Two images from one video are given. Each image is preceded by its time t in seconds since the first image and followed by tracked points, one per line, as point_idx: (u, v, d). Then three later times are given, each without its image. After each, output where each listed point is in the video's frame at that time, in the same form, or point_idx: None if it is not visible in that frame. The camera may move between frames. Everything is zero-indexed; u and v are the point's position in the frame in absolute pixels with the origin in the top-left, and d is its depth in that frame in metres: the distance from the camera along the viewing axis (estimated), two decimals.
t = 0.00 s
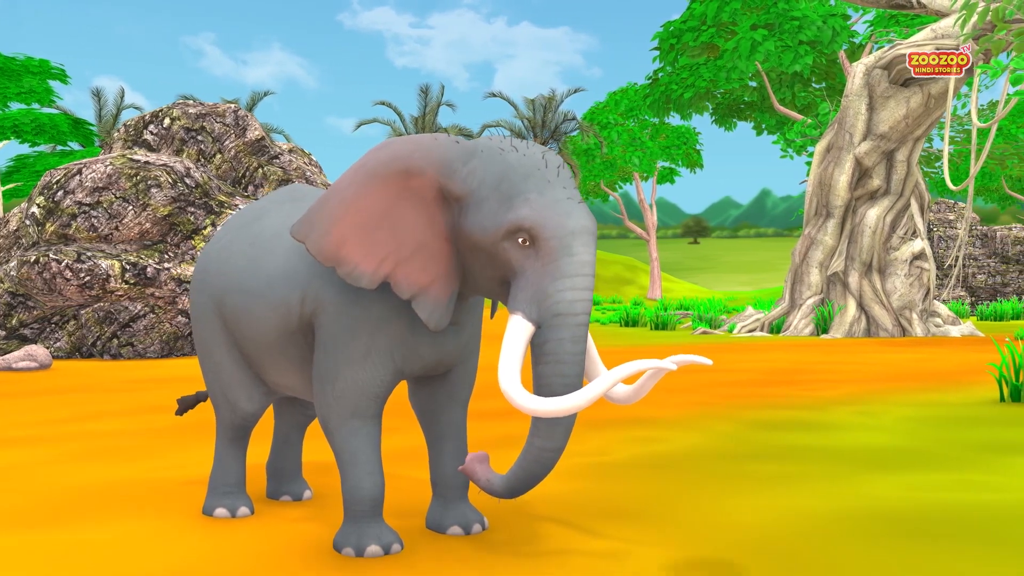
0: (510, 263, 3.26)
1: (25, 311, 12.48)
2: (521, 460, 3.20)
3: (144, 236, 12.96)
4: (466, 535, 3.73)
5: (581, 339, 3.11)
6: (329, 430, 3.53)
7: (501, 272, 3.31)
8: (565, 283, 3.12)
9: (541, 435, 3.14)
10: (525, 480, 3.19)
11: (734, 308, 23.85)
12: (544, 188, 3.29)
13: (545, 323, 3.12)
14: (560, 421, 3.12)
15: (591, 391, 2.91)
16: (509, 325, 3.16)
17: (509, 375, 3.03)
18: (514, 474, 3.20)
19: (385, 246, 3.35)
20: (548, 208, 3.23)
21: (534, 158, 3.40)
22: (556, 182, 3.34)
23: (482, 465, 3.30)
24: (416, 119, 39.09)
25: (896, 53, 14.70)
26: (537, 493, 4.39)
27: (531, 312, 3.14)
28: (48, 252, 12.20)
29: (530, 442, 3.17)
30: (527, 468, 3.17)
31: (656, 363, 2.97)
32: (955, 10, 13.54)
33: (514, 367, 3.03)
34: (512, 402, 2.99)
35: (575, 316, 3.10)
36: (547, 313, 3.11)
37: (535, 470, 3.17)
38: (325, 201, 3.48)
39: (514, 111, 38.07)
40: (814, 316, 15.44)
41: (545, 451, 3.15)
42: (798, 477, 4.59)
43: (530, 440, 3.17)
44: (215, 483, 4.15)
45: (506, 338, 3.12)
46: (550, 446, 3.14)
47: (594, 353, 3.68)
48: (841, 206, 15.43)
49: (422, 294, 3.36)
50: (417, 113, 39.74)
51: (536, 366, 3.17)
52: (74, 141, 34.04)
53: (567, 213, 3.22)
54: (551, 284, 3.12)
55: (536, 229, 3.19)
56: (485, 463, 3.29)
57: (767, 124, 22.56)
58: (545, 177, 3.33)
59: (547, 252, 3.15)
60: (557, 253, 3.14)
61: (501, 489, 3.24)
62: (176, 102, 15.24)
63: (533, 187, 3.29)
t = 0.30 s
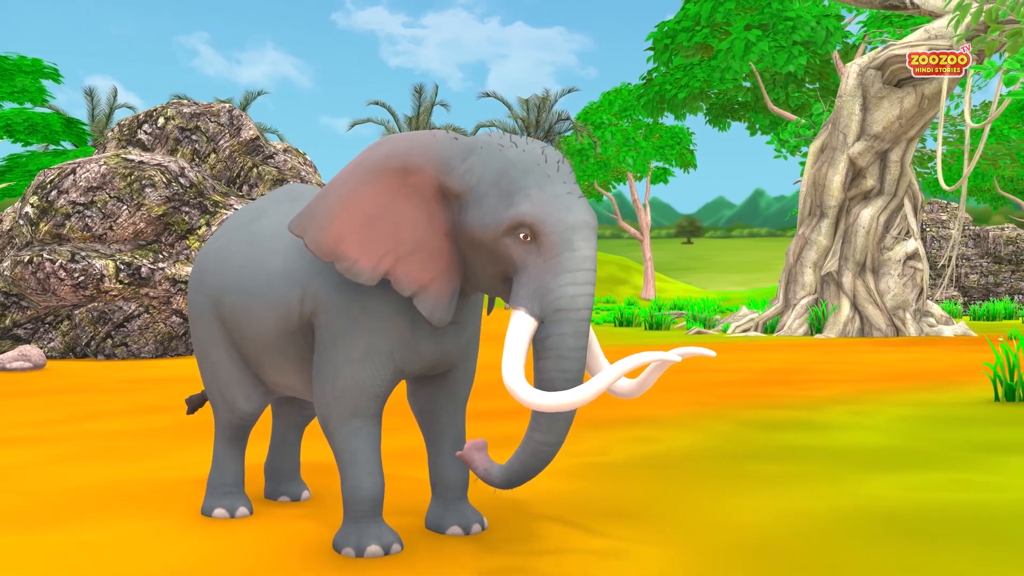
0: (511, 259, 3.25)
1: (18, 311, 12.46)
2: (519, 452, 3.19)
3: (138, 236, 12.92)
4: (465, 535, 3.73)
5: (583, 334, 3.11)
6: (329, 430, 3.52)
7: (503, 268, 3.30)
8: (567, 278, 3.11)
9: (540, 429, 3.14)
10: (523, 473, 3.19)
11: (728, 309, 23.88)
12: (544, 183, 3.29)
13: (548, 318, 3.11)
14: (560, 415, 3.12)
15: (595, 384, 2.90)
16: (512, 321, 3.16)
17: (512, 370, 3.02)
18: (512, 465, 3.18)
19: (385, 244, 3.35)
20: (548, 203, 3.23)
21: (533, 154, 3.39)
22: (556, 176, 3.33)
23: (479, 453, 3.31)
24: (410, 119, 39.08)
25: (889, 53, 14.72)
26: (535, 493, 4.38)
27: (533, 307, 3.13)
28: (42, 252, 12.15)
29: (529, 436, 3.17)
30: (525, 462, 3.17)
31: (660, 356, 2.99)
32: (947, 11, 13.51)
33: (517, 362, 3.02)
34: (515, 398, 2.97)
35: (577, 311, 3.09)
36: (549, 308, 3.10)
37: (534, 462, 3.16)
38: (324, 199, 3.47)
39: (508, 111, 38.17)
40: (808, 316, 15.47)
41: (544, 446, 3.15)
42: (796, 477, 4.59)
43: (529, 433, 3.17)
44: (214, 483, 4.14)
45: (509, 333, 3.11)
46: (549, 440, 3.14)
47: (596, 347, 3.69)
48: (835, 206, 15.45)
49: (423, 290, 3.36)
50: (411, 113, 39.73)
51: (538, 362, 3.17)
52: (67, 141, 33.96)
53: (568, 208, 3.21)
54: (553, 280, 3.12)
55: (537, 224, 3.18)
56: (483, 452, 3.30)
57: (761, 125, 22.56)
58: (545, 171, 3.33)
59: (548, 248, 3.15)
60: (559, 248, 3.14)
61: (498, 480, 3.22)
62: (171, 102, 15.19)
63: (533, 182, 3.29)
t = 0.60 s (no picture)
0: (513, 255, 3.25)
1: (12, 311, 12.48)
2: (523, 444, 3.21)
3: (132, 236, 12.88)
4: (465, 535, 3.72)
5: (586, 328, 3.11)
6: (329, 430, 3.52)
7: (504, 264, 3.30)
8: (569, 272, 3.11)
9: (542, 423, 3.15)
10: (525, 466, 3.20)
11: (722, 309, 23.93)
12: (543, 178, 3.29)
13: (551, 312, 3.11)
14: (562, 410, 3.12)
15: (601, 375, 2.91)
16: (515, 316, 3.16)
17: (517, 364, 3.02)
18: (513, 456, 3.20)
19: (385, 242, 3.35)
20: (548, 197, 3.23)
21: (531, 150, 3.40)
22: (555, 171, 3.34)
23: (481, 439, 3.24)
24: (404, 119, 39.09)
25: (883, 54, 14.77)
26: (533, 493, 4.38)
27: (536, 301, 3.13)
28: (36, 252, 12.15)
29: (532, 430, 3.17)
30: (527, 454, 3.18)
31: (667, 343, 3.03)
32: (942, 11, 13.64)
33: (522, 356, 3.02)
34: (521, 391, 2.97)
35: (580, 304, 3.09)
36: (553, 302, 3.10)
37: (538, 456, 3.18)
38: (322, 198, 3.47)
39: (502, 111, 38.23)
40: (802, 316, 15.52)
41: (547, 440, 3.16)
42: (794, 477, 4.59)
43: (531, 427, 3.18)
44: (212, 484, 4.13)
45: (513, 328, 3.12)
46: (552, 435, 3.15)
47: (601, 342, 3.70)
48: (828, 206, 15.48)
49: (425, 288, 3.36)
50: (405, 113, 39.75)
51: (543, 357, 3.17)
52: (60, 140, 33.87)
53: (567, 202, 3.22)
54: (555, 274, 3.12)
55: (538, 219, 3.19)
56: (485, 438, 3.23)
57: (755, 125, 22.62)
58: (544, 167, 3.33)
59: (549, 242, 3.15)
60: (560, 242, 3.14)
61: (499, 471, 3.21)
62: (165, 101, 15.15)
63: (532, 177, 3.29)
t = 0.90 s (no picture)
0: (511, 254, 3.25)
1: (5, 311, 12.41)
2: (521, 443, 3.20)
3: (127, 236, 12.85)
4: (465, 535, 3.72)
5: (586, 327, 3.11)
6: (328, 430, 3.51)
7: (504, 264, 3.30)
8: (568, 271, 3.11)
9: (541, 422, 3.14)
10: (523, 465, 3.20)
11: (715, 309, 23.95)
12: (542, 177, 3.29)
13: (550, 311, 3.11)
14: (562, 410, 3.12)
15: (600, 374, 2.93)
16: (515, 315, 3.16)
17: (517, 362, 3.02)
18: (512, 455, 3.20)
19: (384, 241, 3.35)
20: (547, 196, 3.23)
21: (530, 149, 3.40)
22: (554, 171, 3.34)
23: (482, 433, 3.30)
24: (397, 119, 39.09)
25: (877, 55, 14.80)
26: (532, 493, 4.38)
27: (535, 300, 3.13)
28: (29, 252, 12.07)
29: (531, 429, 3.17)
30: (526, 453, 3.18)
31: (670, 339, 3.07)
32: (935, 12, 13.71)
33: (521, 355, 3.01)
34: (520, 389, 2.97)
35: (580, 303, 3.09)
36: (552, 301, 3.10)
37: (537, 458, 3.18)
38: (322, 198, 3.46)
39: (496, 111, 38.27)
40: (796, 316, 15.54)
41: (546, 440, 3.15)
42: (791, 477, 4.60)
43: (530, 426, 3.17)
44: (211, 484, 4.12)
45: (513, 328, 3.12)
46: (551, 434, 3.15)
47: (601, 341, 3.70)
48: (822, 206, 15.51)
49: (424, 288, 3.36)
50: (399, 113, 39.77)
51: (543, 355, 3.16)
52: (53, 139, 33.74)
53: (566, 201, 3.22)
54: (554, 273, 3.12)
55: (537, 218, 3.19)
56: (485, 432, 3.28)
57: (748, 125, 22.64)
58: (542, 166, 3.33)
59: (548, 241, 3.15)
60: (559, 241, 3.14)
61: (497, 467, 3.24)
62: (160, 100, 15.10)
63: (531, 177, 3.29)
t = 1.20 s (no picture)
0: (512, 257, 3.25)
1: None
2: (521, 448, 3.21)
3: (120, 236, 12.79)
4: (465, 535, 3.72)
5: (586, 331, 3.11)
6: (328, 431, 3.50)
7: (504, 266, 3.29)
8: (569, 275, 3.11)
9: (543, 427, 3.15)
10: (525, 469, 3.20)
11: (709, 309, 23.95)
12: (544, 181, 3.29)
13: (550, 315, 3.11)
14: (563, 412, 3.13)
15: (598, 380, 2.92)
16: (515, 319, 3.16)
17: (516, 366, 3.02)
18: (513, 459, 3.20)
19: (385, 241, 3.34)
20: (550, 200, 3.23)
21: (532, 152, 3.39)
22: (556, 174, 3.33)
23: (480, 441, 3.25)
24: (390, 119, 39.08)
25: (869, 56, 14.85)
26: (531, 494, 4.38)
27: (535, 304, 3.13)
28: (23, 251, 12.10)
29: (532, 432, 3.17)
30: (527, 458, 3.18)
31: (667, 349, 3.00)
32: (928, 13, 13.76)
33: (521, 359, 3.02)
34: (519, 394, 2.98)
35: (580, 307, 3.09)
36: (552, 305, 3.10)
37: (539, 462, 3.18)
38: (324, 198, 3.45)
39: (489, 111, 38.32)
40: (789, 315, 15.58)
41: (547, 444, 3.16)
42: (789, 477, 4.60)
43: (532, 430, 3.17)
44: (209, 485, 4.10)
45: (513, 331, 3.12)
46: (553, 438, 3.15)
47: (599, 349, 3.70)
48: (815, 206, 15.55)
49: (423, 289, 3.36)
50: (392, 113, 39.77)
51: (542, 359, 3.16)
52: (45, 139, 33.60)
53: (568, 205, 3.21)
54: (555, 277, 3.12)
55: (538, 221, 3.18)
56: (484, 439, 3.24)
57: (741, 125, 22.67)
58: (545, 169, 3.32)
59: (550, 245, 3.15)
60: (560, 245, 3.14)
61: (498, 472, 3.22)
62: (153, 99, 15.05)
63: (534, 180, 3.28)
